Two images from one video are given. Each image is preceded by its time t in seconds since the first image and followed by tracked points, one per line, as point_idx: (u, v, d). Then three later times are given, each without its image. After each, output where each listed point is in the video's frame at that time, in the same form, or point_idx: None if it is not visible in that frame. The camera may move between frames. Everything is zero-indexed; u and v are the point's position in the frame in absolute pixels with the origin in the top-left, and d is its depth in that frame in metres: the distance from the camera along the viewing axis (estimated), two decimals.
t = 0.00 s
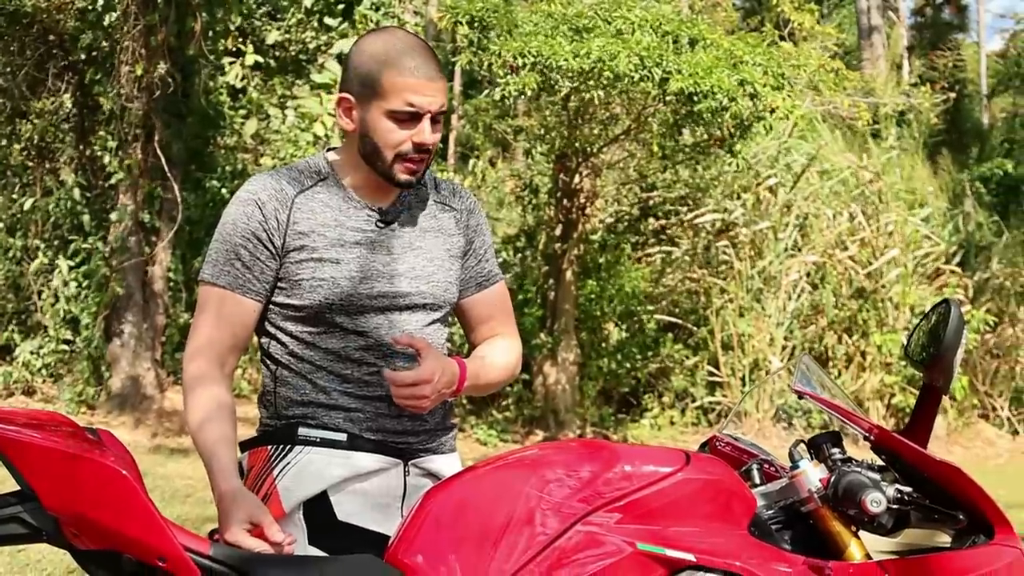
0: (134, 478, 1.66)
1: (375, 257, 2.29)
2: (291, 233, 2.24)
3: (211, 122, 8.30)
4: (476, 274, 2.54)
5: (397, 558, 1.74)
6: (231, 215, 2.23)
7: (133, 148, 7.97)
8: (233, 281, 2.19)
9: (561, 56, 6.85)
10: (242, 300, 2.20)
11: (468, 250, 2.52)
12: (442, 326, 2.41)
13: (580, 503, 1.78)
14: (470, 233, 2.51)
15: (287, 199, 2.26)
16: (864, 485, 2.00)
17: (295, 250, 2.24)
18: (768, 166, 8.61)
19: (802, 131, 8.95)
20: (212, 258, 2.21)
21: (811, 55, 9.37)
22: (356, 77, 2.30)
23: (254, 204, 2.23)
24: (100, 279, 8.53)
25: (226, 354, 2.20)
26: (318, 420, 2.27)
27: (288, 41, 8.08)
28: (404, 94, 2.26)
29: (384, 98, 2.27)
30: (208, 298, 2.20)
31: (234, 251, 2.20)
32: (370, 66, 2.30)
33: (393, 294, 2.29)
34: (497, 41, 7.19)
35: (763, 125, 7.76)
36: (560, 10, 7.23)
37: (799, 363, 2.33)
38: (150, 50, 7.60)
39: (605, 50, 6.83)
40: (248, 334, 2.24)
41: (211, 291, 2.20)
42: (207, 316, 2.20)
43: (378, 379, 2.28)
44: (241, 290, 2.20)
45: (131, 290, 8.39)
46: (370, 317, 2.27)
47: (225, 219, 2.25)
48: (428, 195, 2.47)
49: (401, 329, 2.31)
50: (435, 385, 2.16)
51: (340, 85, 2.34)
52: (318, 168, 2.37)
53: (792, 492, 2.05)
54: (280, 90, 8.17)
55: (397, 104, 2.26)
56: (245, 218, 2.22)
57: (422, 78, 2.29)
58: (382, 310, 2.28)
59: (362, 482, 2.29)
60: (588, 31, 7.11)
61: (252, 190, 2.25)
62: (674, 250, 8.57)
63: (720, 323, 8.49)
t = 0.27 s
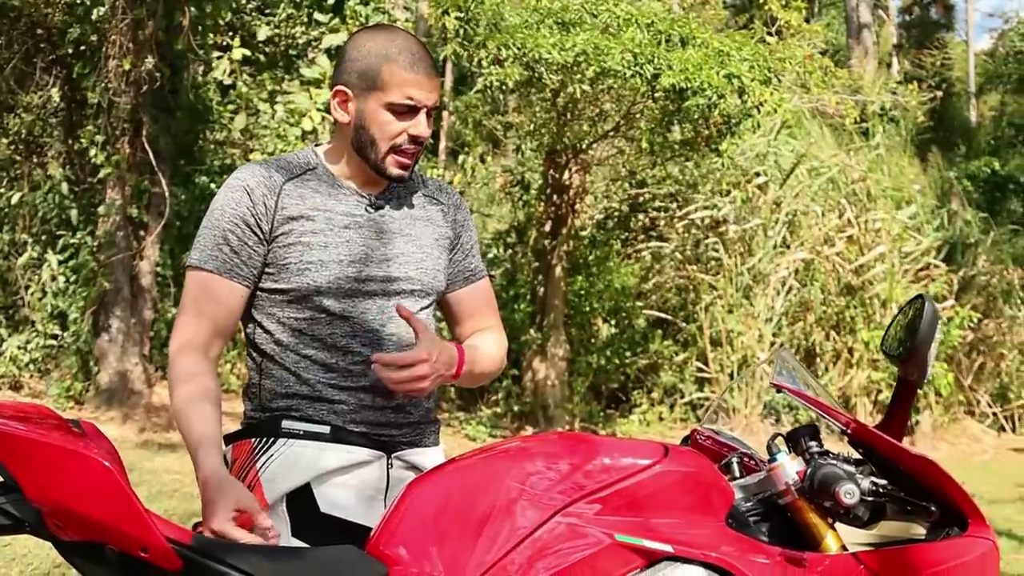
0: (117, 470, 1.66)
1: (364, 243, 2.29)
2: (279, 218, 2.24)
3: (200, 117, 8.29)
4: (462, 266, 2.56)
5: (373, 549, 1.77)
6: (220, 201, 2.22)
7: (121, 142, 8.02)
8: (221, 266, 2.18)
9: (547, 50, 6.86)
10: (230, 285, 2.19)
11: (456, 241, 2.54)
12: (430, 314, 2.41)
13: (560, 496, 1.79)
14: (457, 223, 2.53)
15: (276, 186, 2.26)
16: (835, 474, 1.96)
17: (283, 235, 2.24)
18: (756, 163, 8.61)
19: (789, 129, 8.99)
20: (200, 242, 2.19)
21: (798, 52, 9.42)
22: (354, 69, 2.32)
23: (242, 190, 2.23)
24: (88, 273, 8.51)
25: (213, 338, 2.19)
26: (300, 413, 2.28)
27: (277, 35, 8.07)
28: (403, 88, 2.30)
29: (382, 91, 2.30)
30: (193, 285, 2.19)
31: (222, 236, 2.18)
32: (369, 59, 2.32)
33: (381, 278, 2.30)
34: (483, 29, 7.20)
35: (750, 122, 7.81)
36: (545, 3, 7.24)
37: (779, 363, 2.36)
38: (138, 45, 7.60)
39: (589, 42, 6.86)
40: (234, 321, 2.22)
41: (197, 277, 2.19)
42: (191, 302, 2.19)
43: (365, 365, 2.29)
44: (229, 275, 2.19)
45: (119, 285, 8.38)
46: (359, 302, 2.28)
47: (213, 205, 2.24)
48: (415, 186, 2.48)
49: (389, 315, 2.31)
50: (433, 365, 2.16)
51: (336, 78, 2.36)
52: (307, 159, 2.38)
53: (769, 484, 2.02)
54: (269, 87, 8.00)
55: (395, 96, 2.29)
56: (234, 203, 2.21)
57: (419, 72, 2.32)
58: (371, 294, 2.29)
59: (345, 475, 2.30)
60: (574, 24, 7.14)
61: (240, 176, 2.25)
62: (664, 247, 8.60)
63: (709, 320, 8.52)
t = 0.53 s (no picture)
0: (98, 467, 1.69)
1: (353, 236, 2.31)
2: (270, 210, 2.23)
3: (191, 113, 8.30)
4: (452, 265, 2.62)
5: (354, 548, 1.80)
6: (210, 192, 2.18)
7: (111, 137, 8.06)
8: (211, 256, 2.12)
9: (537, 45, 6.87)
10: (220, 275, 2.13)
11: (442, 239, 2.58)
12: (416, 309, 2.43)
13: (538, 491, 1.81)
14: (442, 221, 2.56)
15: (267, 178, 2.25)
16: (811, 469, 1.95)
17: (274, 227, 2.22)
18: (746, 160, 8.64)
19: (781, 126, 9.01)
20: (190, 233, 2.13)
21: (788, 50, 9.46)
22: (343, 70, 2.33)
23: (233, 181, 2.20)
24: (78, 269, 8.51)
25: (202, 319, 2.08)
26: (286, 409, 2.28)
27: (270, 31, 8.05)
28: (393, 86, 2.31)
29: (374, 90, 2.31)
30: (182, 274, 2.10)
31: (214, 227, 2.14)
32: (359, 59, 2.33)
33: (370, 271, 2.31)
34: (472, 19, 7.12)
35: (743, 119, 7.81)
36: None
37: (755, 358, 2.38)
38: (129, 40, 7.60)
39: (578, 36, 6.85)
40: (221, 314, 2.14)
41: (186, 266, 2.11)
42: (179, 290, 2.08)
43: (353, 358, 2.28)
44: (219, 265, 2.12)
45: (110, 280, 8.38)
46: (348, 294, 2.28)
47: (202, 196, 2.20)
48: (400, 183, 2.51)
49: (378, 308, 2.32)
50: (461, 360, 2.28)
51: (325, 78, 2.36)
52: (295, 155, 2.38)
53: (747, 480, 2.02)
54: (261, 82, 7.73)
55: (386, 95, 2.30)
56: (224, 194, 2.18)
57: (406, 70, 2.35)
58: (360, 288, 2.30)
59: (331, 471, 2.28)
60: (563, 20, 7.02)
61: (230, 168, 2.23)
62: (658, 244, 8.53)
63: (701, 317, 8.55)
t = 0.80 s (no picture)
0: (94, 467, 1.71)
1: (360, 242, 2.31)
2: (287, 210, 2.24)
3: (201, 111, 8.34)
4: (451, 268, 2.61)
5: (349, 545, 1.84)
6: (233, 189, 2.20)
7: (121, 136, 8.02)
8: (247, 253, 2.12)
9: (546, 45, 6.87)
10: (248, 270, 2.12)
11: (445, 246, 2.59)
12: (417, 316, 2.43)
13: (529, 488, 1.84)
14: (445, 228, 2.57)
15: (283, 179, 2.27)
16: (797, 467, 1.98)
17: (289, 226, 2.23)
18: (753, 159, 8.68)
19: (789, 125, 9.00)
20: (217, 228, 2.12)
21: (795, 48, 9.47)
22: (334, 73, 2.37)
23: (255, 179, 2.22)
24: (88, 267, 8.55)
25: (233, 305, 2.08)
26: (288, 408, 2.32)
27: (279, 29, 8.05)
28: (364, 87, 2.29)
29: (348, 91, 2.31)
30: (205, 268, 2.09)
31: (242, 224, 2.14)
32: (343, 59, 2.35)
33: (375, 277, 2.31)
34: (480, 21, 7.16)
35: (749, 119, 7.80)
36: None
37: (751, 360, 2.40)
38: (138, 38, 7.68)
39: (585, 35, 6.85)
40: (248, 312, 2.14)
41: (208, 260, 2.09)
42: (203, 289, 2.06)
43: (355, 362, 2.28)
44: (252, 260, 2.13)
45: (119, 278, 8.42)
46: (354, 299, 2.28)
47: (224, 192, 2.21)
48: (407, 189, 2.52)
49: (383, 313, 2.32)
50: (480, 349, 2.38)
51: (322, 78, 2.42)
52: (309, 157, 2.39)
53: (738, 479, 2.02)
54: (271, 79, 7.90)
55: (356, 96, 2.29)
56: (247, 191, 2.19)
57: (385, 71, 2.30)
58: (366, 293, 2.30)
59: (331, 468, 2.32)
60: (571, 19, 7.05)
61: (250, 166, 2.24)
62: (665, 242, 8.44)
63: (709, 314, 8.61)
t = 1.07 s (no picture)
0: (117, 466, 1.76)
1: (383, 250, 2.34)
2: (304, 222, 2.29)
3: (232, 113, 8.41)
4: (481, 271, 2.63)
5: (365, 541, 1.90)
6: (248, 202, 2.26)
7: (151, 139, 8.15)
8: (245, 262, 2.21)
9: (574, 48, 6.89)
10: (258, 285, 2.23)
11: (476, 249, 2.60)
12: (445, 321, 2.45)
13: (542, 491, 1.86)
14: (476, 232, 2.59)
15: (303, 190, 2.31)
16: (810, 469, 1.97)
17: (306, 238, 2.28)
18: (782, 159, 8.62)
19: (818, 124, 8.95)
20: (228, 241, 2.22)
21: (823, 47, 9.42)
22: (353, 82, 2.42)
23: (270, 192, 2.28)
24: (121, 268, 8.66)
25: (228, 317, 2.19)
26: (314, 410, 2.35)
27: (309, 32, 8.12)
28: (379, 95, 2.35)
29: (365, 100, 2.36)
30: (215, 279, 2.21)
31: (249, 236, 2.22)
32: (362, 71, 2.41)
33: (399, 286, 2.34)
34: (511, 25, 7.14)
35: (777, 118, 7.79)
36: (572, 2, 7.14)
37: (765, 363, 2.36)
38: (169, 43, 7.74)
39: (616, 41, 6.88)
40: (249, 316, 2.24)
41: (225, 271, 2.21)
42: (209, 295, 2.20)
43: (378, 369, 2.33)
44: (252, 272, 2.22)
45: (151, 280, 8.52)
46: (376, 308, 2.31)
47: (240, 206, 2.28)
48: (436, 193, 2.54)
49: (405, 321, 2.35)
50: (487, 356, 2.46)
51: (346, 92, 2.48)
52: (334, 164, 2.43)
53: (753, 480, 2.04)
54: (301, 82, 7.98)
55: (371, 104, 2.35)
56: (261, 204, 2.26)
57: (400, 81, 2.36)
58: (389, 301, 2.33)
59: (357, 469, 2.34)
60: (600, 23, 7.09)
61: (268, 179, 2.30)
62: (694, 242, 8.44)
63: (737, 314, 8.60)
